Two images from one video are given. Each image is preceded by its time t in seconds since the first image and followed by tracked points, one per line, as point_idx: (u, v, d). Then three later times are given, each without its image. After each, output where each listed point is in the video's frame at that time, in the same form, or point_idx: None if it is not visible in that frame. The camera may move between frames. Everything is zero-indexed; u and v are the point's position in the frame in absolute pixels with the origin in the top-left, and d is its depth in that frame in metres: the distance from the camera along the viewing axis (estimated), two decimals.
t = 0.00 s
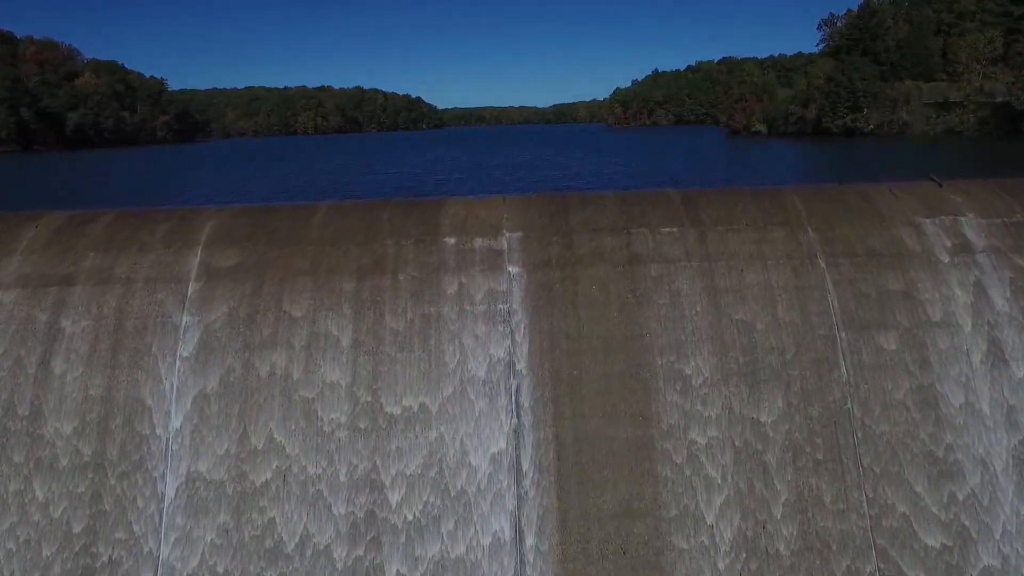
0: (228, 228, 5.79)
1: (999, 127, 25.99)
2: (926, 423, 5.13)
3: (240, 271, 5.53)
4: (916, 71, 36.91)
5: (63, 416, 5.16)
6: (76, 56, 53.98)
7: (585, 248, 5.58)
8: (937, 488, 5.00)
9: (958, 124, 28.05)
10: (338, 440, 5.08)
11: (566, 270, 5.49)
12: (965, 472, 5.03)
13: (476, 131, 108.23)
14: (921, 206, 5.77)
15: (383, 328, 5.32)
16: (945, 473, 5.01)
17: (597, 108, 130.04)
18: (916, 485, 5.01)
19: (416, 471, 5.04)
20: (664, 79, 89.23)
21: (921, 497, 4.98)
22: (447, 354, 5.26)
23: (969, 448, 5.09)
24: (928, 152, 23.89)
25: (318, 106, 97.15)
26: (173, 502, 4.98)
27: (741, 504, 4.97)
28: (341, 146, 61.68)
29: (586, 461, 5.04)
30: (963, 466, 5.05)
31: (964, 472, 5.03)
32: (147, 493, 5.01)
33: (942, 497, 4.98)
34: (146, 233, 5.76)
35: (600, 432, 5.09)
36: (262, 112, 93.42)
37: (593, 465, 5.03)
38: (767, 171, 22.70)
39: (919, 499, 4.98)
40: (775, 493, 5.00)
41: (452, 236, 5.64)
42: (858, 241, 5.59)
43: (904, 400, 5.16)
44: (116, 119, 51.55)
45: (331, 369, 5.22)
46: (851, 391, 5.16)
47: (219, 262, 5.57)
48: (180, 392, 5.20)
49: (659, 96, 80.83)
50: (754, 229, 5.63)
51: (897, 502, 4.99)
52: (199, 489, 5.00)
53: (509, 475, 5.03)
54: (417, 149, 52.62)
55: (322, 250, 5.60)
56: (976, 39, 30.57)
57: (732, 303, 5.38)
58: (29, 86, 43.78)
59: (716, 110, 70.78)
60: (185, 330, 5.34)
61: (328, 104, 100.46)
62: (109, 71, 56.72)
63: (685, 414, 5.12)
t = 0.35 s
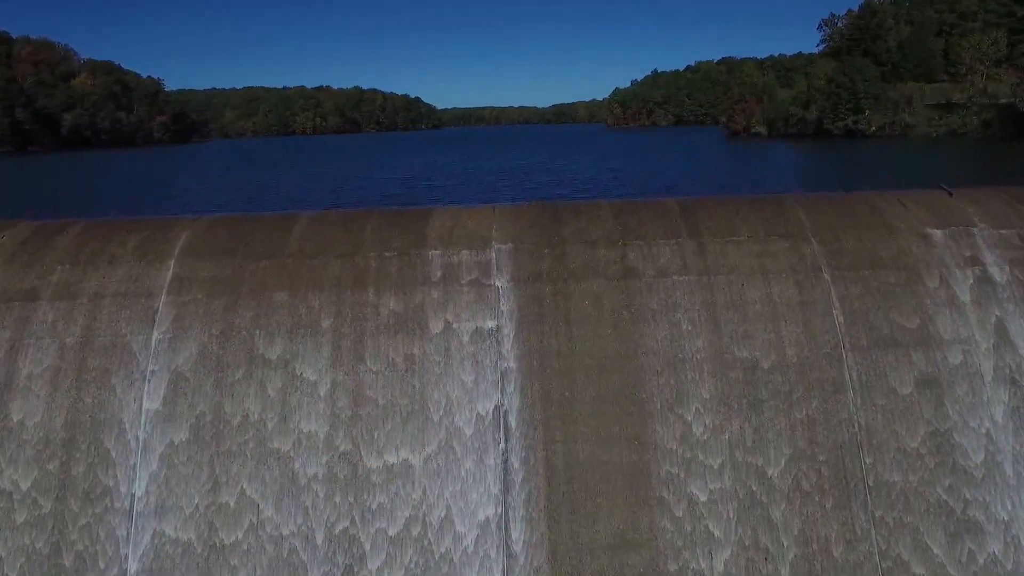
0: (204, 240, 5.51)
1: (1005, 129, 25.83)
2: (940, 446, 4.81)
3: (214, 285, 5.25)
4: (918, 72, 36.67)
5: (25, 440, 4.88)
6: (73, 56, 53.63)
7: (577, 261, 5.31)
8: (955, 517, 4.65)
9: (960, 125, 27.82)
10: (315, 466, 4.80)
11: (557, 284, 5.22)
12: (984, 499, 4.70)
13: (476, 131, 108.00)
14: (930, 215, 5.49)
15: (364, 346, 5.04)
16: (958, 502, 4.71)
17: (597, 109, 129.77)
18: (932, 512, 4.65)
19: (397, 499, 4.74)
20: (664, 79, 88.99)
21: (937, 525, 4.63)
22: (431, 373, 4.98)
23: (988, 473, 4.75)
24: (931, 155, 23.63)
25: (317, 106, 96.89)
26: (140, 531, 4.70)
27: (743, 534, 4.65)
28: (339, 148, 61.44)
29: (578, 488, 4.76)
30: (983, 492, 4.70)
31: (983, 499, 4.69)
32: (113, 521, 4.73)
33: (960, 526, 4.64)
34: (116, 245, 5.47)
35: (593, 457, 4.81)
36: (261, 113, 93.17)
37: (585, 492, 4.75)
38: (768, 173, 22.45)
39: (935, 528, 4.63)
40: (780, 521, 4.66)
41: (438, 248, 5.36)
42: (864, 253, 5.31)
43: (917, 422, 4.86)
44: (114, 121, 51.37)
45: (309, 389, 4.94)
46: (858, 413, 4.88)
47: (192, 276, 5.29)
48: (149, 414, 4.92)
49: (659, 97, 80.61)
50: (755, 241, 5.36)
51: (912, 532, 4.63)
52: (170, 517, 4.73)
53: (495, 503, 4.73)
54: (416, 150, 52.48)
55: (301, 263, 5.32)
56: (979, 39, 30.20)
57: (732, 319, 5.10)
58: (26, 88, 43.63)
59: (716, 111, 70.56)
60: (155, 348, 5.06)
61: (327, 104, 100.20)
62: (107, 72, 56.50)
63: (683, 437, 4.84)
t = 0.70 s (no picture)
0: (176, 253, 5.23)
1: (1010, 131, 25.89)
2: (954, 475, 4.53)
3: (185, 301, 4.97)
4: (919, 73, 36.51)
5: None
6: (68, 56, 53.27)
7: (570, 275, 5.03)
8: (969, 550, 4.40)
9: (964, 128, 27.90)
10: (290, 495, 4.51)
11: (548, 300, 4.94)
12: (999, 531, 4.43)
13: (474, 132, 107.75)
14: (942, 227, 5.21)
15: (342, 366, 4.76)
16: (973, 533, 4.43)
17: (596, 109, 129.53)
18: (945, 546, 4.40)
19: (377, 531, 4.46)
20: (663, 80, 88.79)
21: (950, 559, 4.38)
22: (413, 395, 4.69)
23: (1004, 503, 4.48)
24: (934, 158, 23.40)
25: (315, 107, 96.59)
26: (103, 563, 4.43)
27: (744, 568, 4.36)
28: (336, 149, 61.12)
29: (569, 518, 4.47)
30: (998, 525, 4.44)
31: (999, 531, 4.43)
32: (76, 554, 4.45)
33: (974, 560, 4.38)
34: (82, 257, 5.17)
35: (585, 485, 4.52)
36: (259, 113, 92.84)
37: (577, 522, 4.46)
38: (769, 176, 22.18)
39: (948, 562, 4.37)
40: (783, 554, 4.40)
41: (422, 261, 5.08)
42: (872, 267, 5.04)
43: (928, 448, 4.59)
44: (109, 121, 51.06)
45: (284, 412, 4.66)
46: (866, 438, 4.60)
47: (163, 291, 5.01)
48: (115, 439, 4.64)
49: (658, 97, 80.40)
50: (757, 254, 5.08)
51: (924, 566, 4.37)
52: (136, 549, 4.47)
53: (481, 535, 4.45)
54: (413, 151, 52.20)
55: (278, 278, 5.05)
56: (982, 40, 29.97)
57: (733, 338, 4.81)
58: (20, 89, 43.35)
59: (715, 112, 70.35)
60: (121, 369, 4.78)
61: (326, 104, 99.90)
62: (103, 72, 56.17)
63: (681, 464, 4.56)
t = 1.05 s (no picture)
0: (144, 268, 4.94)
1: (1015, 134, 25.61)
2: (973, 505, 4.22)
3: (153, 320, 4.67)
4: (921, 73, 36.19)
5: None
6: (64, 56, 52.95)
7: (561, 292, 4.74)
8: None
9: (969, 130, 27.37)
10: (261, 528, 4.22)
11: (538, 319, 4.65)
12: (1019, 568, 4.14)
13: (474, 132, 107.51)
14: (956, 239, 4.93)
15: (319, 389, 4.47)
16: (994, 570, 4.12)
17: (597, 108, 129.29)
18: None
19: (353, 567, 4.17)
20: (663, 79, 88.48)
21: None
22: (394, 420, 4.40)
23: None
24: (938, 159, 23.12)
25: (314, 107, 96.27)
26: None
27: None
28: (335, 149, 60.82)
29: (559, 554, 4.17)
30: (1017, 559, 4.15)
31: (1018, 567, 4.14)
32: None
33: None
34: (44, 271, 4.87)
35: (576, 517, 4.23)
36: (257, 114, 92.55)
37: (568, 559, 4.16)
38: (770, 177, 21.90)
39: None
40: None
41: (405, 277, 4.80)
42: (881, 283, 4.76)
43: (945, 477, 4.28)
44: (107, 123, 50.75)
45: (257, 439, 4.38)
46: (877, 466, 4.31)
47: (129, 309, 4.72)
48: (75, 469, 4.35)
49: (657, 98, 79.96)
50: (759, 269, 4.80)
51: None
52: None
53: (466, 571, 4.18)
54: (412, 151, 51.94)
55: (251, 295, 4.75)
56: (987, 41, 29.49)
57: (734, 359, 4.53)
58: (15, 91, 43.18)
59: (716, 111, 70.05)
60: (82, 392, 4.49)
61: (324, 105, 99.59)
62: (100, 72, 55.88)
63: (678, 495, 4.26)
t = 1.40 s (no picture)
0: (108, 284, 4.63)
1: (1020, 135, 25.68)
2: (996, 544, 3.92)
3: (116, 342, 4.37)
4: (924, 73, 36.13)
5: None
6: (60, 56, 52.66)
7: (552, 310, 4.44)
8: None
9: (973, 132, 27.70)
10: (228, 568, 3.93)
11: (528, 339, 4.35)
12: None
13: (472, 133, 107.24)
14: (973, 254, 4.64)
15: (292, 417, 4.17)
16: None
17: (596, 108, 129.04)
18: None
19: None
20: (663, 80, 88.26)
21: None
22: (373, 450, 4.10)
23: None
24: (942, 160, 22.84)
25: (313, 107, 95.98)
26: None
27: None
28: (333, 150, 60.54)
29: None
30: None
31: None
32: None
33: None
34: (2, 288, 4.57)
35: (567, 557, 3.92)
36: (255, 114, 92.26)
37: None
38: (771, 178, 21.61)
39: None
40: None
41: (386, 294, 4.50)
42: (893, 301, 4.46)
43: (964, 512, 3.98)
44: (103, 123, 50.44)
45: (225, 470, 4.08)
46: (891, 500, 4.01)
47: (90, 329, 4.41)
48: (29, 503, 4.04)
49: (655, 98, 79.64)
50: (763, 286, 4.51)
51: None
52: None
53: None
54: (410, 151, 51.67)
55: (221, 314, 4.45)
56: (991, 40, 29.16)
57: (738, 383, 4.23)
58: (9, 91, 42.89)
59: (715, 112, 69.85)
60: (39, 418, 4.19)
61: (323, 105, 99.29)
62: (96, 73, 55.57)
63: (677, 532, 3.96)
